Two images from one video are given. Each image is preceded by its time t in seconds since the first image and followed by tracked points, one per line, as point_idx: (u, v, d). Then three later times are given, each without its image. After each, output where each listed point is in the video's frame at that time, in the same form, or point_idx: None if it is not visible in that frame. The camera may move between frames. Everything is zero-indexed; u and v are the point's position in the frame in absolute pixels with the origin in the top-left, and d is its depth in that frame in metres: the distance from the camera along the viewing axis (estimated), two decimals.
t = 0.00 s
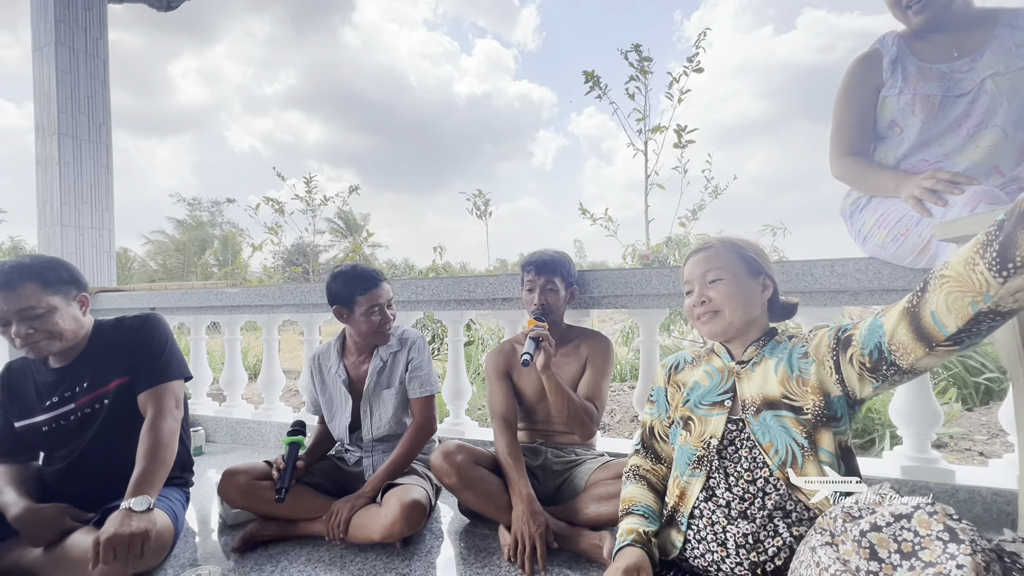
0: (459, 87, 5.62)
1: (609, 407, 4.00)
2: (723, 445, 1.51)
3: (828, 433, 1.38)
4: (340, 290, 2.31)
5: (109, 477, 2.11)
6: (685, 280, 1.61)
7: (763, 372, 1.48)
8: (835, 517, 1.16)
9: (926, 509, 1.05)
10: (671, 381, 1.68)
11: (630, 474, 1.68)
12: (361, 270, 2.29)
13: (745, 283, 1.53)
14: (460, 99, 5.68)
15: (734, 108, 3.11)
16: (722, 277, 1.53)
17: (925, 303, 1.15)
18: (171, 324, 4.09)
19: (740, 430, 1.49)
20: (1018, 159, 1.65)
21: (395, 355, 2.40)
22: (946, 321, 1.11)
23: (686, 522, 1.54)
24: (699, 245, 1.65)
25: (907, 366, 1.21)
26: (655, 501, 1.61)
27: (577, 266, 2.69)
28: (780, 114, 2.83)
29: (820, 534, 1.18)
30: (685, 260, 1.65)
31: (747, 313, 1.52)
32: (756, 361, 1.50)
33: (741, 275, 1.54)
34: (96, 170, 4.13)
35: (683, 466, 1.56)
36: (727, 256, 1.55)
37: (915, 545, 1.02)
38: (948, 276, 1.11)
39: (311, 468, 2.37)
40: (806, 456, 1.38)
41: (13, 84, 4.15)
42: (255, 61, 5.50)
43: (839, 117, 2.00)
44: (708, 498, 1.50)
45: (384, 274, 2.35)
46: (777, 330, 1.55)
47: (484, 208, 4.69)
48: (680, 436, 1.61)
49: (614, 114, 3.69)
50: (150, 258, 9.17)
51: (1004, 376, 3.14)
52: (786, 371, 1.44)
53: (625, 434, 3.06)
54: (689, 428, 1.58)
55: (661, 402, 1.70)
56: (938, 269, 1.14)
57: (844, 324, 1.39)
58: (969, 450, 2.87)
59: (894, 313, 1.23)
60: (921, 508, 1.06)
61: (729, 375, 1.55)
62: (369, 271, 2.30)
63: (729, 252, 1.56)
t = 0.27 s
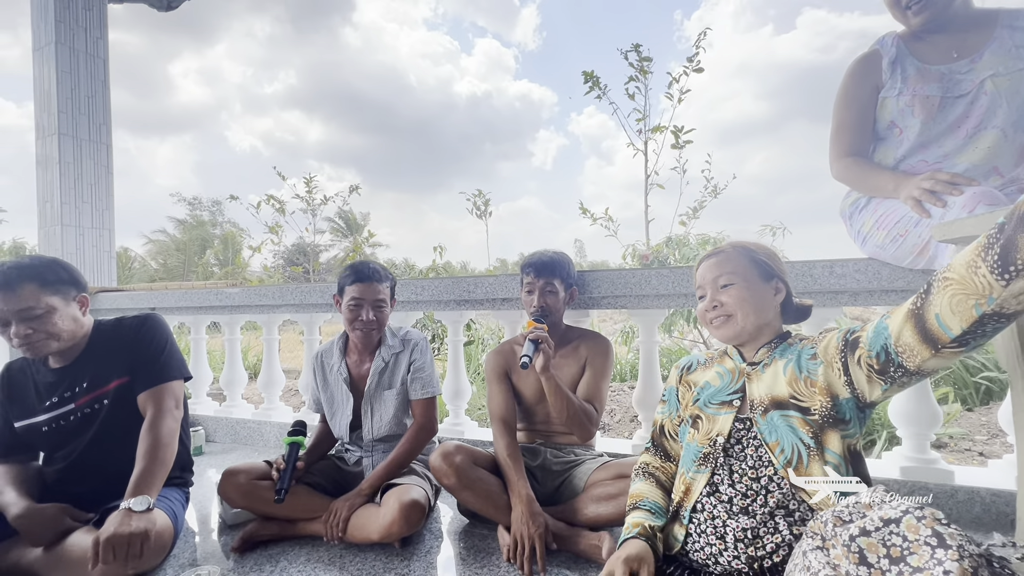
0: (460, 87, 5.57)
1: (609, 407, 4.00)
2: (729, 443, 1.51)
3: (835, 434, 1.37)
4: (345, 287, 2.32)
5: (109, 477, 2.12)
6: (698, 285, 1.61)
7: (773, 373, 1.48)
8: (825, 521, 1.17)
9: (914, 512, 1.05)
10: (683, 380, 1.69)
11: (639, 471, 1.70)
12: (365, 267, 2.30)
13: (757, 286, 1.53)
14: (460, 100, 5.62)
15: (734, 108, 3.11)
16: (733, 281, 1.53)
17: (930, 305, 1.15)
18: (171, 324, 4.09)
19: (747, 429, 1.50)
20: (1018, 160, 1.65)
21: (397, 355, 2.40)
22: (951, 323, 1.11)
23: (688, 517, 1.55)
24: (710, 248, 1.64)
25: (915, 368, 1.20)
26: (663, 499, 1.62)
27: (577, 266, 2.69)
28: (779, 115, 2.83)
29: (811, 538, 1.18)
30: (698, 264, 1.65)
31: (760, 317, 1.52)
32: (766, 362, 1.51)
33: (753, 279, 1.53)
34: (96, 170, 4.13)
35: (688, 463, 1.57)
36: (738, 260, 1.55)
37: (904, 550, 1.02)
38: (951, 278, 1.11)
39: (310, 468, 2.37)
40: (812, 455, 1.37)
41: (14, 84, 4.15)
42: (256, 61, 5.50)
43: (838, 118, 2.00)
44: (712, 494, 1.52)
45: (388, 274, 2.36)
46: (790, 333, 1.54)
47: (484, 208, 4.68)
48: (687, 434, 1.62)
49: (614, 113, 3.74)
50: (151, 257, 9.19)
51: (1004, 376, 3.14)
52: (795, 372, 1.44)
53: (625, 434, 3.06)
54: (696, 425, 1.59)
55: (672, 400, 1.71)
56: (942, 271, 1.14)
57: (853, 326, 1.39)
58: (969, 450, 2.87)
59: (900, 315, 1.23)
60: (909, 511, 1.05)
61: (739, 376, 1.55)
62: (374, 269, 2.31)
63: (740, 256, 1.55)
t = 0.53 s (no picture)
0: (459, 87, 5.58)
1: (609, 407, 4.00)
2: (736, 440, 1.51)
3: (842, 434, 1.37)
4: (352, 283, 2.32)
5: (108, 476, 2.12)
6: (710, 285, 1.61)
7: (782, 373, 1.48)
8: (826, 518, 1.17)
9: (916, 510, 1.05)
10: (693, 376, 1.69)
11: (648, 464, 1.69)
12: (372, 264, 2.31)
13: (770, 289, 1.52)
14: (460, 99, 5.63)
15: (733, 108, 3.11)
16: (746, 283, 1.53)
17: (936, 306, 1.15)
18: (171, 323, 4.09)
19: (754, 427, 1.50)
20: (1019, 159, 1.64)
21: (401, 354, 2.41)
22: (958, 323, 1.11)
23: (691, 512, 1.55)
24: (723, 249, 1.64)
25: (922, 368, 1.20)
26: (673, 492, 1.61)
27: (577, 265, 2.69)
28: (779, 114, 2.82)
29: (812, 535, 1.18)
30: (711, 264, 1.64)
31: (771, 319, 1.52)
32: (776, 362, 1.51)
33: (766, 280, 1.53)
34: (95, 168, 4.13)
35: (696, 457, 1.57)
36: (751, 262, 1.54)
37: (905, 548, 1.02)
38: (956, 279, 1.11)
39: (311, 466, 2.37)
40: (818, 456, 1.38)
41: (14, 83, 4.15)
42: (256, 61, 5.50)
43: (839, 117, 2.00)
44: (716, 489, 1.51)
45: (395, 271, 2.36)
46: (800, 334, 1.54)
47: (484, 207, 4.65)
48: (694, 429, 1.62)
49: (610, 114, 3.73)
50: (151, 257, 9.18)
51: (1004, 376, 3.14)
52: (803, 372, 1.44)
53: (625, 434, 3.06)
54: (703, 421, 1.59)
55: (682, 395, 1.70)
56: (947, 271, 1.14)
57: (863, 326, 1.39)
58: (969, 449, 2.87)
59: (906, 315, 1.23)
60: (911, 509, 1.06)
61: (748, 375, 1.55)
62: (380, 266, 2.32)
63: (754, 258, 1.55)
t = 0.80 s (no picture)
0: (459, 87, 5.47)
1: (608, 406, 4.00)
2: (739, 442, 1.51)
3: (847, 434, 1.37)
4: (360, 279, 2.33)
5: (107, 475, 2.11)
6: (714, 285, 1.61)
7: (785, 374, 1.48)
8: (825, 519, 1.17)
9: (915, 510, 1.05)
10: (694, 379, 1.69)
11: (651, 470, 1.69)
12: (382, 261, 2.32)
13: (775, 289, 1.53)
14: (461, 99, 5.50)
15: (733, 108, 3.11)
16: (751, 283, 1.53)
17: (939, 306, 1.15)
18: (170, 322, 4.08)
19: (758, 429, 1.50)
20: (1018, 159, 1.64)
21: (405, 353, 2.41)
22: (962, 323, 1.11)
23: (693, 514, 1.56)
24: (728, 249, 1.64)
25: (927, 368, 1.20)
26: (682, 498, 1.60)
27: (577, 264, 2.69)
28: (779, 114, 2.82)
29: (811, 535, 1.18)
30: (715, 263, 1.64)
31: (775, 320, 1.52)
32: (779, 363, 1.51)
33: (771, 281, 1.53)
34: (95, 167, 4.13)
35: (700, 462, 1.57)
36: (756, 262, 1.55)
37: (904, 548, 1.02)
38: (958, 279, 1.11)
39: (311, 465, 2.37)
40: (823, 456, 1.37)
41: (13, 83, 4.14)
42: (255, 60, 5.48)
43: (839, 117, 2.00)
44: (719, 490, 1.51)
45: (404, 270, 2.37)
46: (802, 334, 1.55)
47: (483, 207, 4.67)
48: (697, 432, 1.62)
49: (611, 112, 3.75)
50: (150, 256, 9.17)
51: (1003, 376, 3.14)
52: (806, 373, 1.44)
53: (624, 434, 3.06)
54: (706, 423, 1.59)
55: (684, 399, 1.70)
56: (949, 272, 1.14)
57: (866, 327, 1.39)
58: (968, 449, 2.87)
59: (909, 315, 1.23)
60: (910, 510, 1.05)
61: (751, 376, 1.56)
62: (390, 264, 2.32)
63: (759, 258, 1.55)
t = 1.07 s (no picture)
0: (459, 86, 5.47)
1: (608, 406, 4.00)
2: (740, 443, 1.51)
3: (847, 433, 1.37)
4: (366, 275, 2.32)
5: (106, 475, 2.11)
6: (713, 286, 1.60)
7: (785, 374, 1.48)
8: (826, 518, 1.17)
9: (917, 511, 1.04)
10: (694, 380, 1.69)
11: (651, 471, 1.69)
12: (389, 259, 2.31)
13: (774, 289, 1.52)
14: (459, 99, 5.50)
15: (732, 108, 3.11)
16: (750, 283, 1.53)
17: (940, 305, 1.15)
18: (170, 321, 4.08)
19: (758, 430, 1.50)
20: (1020, 159, 1.64)
21: (409, 351, 2.40)
22: (962, 323, 1.11)
23: (693, 514, 1.55)
24: (726, 249, 1.63)
25: (927, 367, 1.20)
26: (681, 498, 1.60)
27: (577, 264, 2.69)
28: (779, 114, 2.81)
29: (812, 536, 1.18)
30: (714, 264, 1.64)
31: (775, 320, 1.52)
32: (779, 364, 1.51)
33: (769, 281, 1.53)
34: (93, 166, 4.13)
35: (700, 462, 1.57)
36: (754, 262, 1.54)
37: (906, 548, 1.02)
38: (960, 278, 1.11)
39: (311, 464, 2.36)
40: (823, 457, 1.37)
41: (12, 81, 4.14)
42: (254, 59, 5.47)
43: (840, 116, 1.99)
44: (720, 491, 1.51)
45: (411, 268, 2.36)
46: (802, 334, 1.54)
47: (484, 206, 4.63)
48: (697, 433, 1.62)
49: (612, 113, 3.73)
50: (150, 255, 9.15)
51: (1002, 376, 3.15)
52: (806, 373, 1.44)
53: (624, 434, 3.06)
54: (706, 425, 1.59)
55: (683, 400, 1.70)
56: (951, 271, 1.14)
57: (865, 326, 1.39)
58: (967, 449, 2.88)
59: (909, 314, 1.23)
60: (914, 510, 1.05)
61: (751, 377, 1.55)
62: (397, 262, 2.32)
63: (757, 258, 1.54)
